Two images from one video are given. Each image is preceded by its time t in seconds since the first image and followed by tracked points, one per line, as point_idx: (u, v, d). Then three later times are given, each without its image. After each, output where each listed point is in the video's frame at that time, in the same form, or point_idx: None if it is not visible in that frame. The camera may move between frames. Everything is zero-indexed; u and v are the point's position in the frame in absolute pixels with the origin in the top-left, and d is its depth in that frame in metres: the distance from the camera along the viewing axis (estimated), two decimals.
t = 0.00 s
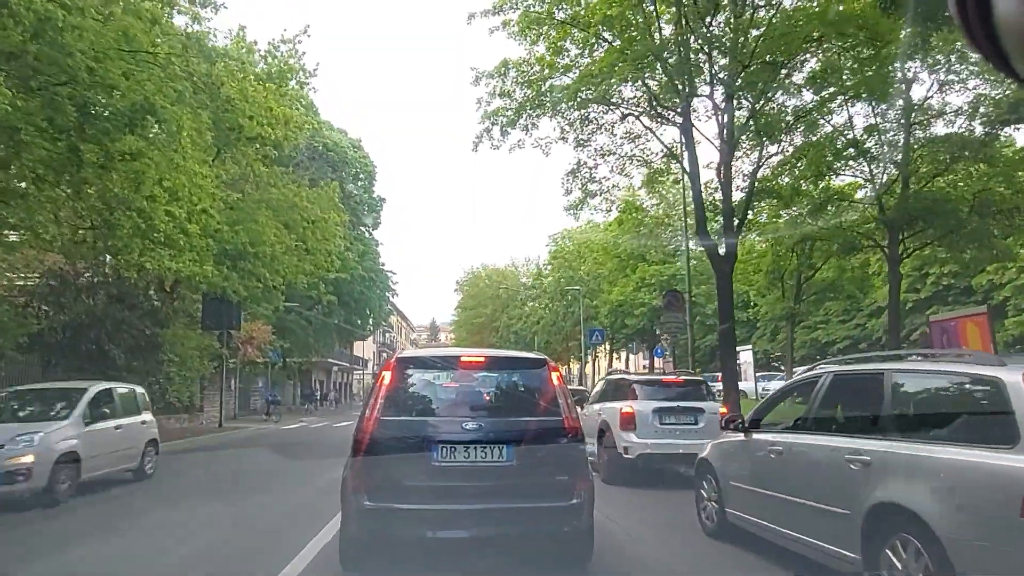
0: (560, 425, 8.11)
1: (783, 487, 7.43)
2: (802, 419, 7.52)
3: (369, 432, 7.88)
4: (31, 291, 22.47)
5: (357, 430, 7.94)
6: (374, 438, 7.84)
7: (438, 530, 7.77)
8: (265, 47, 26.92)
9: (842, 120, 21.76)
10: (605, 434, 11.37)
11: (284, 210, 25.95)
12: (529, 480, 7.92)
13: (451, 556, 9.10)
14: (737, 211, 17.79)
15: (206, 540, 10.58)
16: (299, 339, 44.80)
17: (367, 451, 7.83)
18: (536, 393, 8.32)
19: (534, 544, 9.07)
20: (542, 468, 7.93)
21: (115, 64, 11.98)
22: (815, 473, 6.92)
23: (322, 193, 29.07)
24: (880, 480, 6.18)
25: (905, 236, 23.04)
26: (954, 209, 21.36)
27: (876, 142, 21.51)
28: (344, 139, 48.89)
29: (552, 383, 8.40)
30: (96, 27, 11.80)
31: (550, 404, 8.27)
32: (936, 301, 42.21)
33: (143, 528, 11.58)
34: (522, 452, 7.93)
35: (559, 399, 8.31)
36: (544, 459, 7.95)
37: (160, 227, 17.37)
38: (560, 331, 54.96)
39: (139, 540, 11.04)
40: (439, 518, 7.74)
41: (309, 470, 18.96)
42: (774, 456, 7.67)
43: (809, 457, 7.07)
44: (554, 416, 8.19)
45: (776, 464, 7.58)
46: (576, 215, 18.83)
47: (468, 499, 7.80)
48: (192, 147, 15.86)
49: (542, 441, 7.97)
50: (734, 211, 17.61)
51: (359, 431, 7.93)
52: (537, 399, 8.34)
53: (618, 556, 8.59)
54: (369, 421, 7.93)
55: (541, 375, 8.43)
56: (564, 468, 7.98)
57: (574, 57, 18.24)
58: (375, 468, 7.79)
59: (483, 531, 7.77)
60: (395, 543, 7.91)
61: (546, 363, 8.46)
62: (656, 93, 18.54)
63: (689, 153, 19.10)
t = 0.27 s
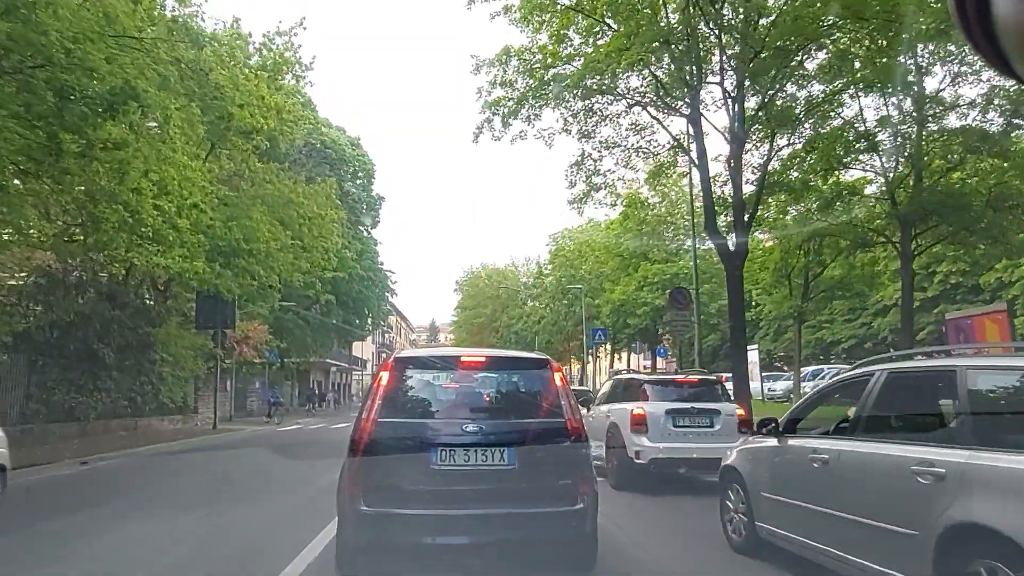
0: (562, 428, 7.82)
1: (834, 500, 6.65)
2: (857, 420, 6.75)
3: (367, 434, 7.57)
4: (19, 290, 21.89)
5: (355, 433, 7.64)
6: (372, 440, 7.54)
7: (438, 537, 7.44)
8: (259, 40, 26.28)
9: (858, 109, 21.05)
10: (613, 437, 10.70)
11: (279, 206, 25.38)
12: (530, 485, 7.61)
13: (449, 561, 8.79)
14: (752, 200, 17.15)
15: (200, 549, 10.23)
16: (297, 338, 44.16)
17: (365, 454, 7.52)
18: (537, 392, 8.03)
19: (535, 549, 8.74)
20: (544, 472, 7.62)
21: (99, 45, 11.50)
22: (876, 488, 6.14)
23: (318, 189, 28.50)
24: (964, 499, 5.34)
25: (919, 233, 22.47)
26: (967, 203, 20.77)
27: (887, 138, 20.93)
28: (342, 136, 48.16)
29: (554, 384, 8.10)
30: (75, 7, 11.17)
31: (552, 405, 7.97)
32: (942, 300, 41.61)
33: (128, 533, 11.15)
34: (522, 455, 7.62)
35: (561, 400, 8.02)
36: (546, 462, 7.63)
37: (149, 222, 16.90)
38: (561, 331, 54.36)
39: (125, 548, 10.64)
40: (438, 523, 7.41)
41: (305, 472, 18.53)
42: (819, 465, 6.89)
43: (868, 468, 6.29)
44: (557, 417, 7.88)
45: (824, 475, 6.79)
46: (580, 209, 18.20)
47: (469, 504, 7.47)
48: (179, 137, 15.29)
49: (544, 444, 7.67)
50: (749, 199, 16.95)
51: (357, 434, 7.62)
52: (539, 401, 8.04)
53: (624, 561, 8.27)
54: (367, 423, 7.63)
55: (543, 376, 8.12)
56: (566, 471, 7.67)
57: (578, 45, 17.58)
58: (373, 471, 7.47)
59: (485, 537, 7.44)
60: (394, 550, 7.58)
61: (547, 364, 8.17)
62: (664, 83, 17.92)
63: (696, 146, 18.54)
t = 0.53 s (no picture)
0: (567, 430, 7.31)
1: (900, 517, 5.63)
2: (921, 423, 5.77)
3: (364, 434, 7.09)
4: (7, 287, 21.31)
5: (351, 434, 7.16)
6: (369, 441, 7.05)
7: (438, 544, 6.93)
8: (254, 32, 25.68)
9: (867, 102, 20.14)
10: (623, 442, 10.09)
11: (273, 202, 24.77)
12: (532, 490, 7.09)
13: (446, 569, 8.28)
14: (762, 193, 16.58)
15: (190, 556, 9.75)
16: (295, 339, 43.53)
17: (361, 456, 7.03)
18: (541, 393, 7.52)
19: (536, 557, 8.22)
20: (548, 476, 7.11)
21: (79, 27, 10.97)
22: (960, 500, 5.13)
23: (314, 186, 27.89)
24: None
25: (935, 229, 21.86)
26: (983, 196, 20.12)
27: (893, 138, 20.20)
28: (341, 134, 47.52)
29: (558, 385, 7.60)
30: None
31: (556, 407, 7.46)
32: (949, 300, 40.97)
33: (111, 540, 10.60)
34: (523, 459, 7.11)
35: (566, 401, 7.51)
36: (550, 466, 7.12)
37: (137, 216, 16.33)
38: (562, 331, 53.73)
39: (112, 553, 10.10)
40: (438, 530, 6.90)
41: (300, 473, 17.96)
42: (876, 477, 5.89)
43: (943, 478, 5.29)
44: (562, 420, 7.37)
45: (885, 488, 5.78)
46: (584, 204, 17.60)
47: (470, 510, 6.96)
48: (168, 126, 14.70)
49: (548, 446, 7.17)
50: (759, 193, 16.37)
51: (353, 435, 7.14)
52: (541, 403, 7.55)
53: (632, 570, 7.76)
54: (364, 424, 7.15)
55: (546, 376, 7.61)
56: (571, 476, 7.16)
57: (582, 33, 16.94)
58: (370, 474, 6.98)
59: (487, 545, 6.93)
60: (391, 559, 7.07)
61: (551, 364, 7.67)
62: (670, 73, 17.32)
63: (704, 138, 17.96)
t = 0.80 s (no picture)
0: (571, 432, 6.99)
1: (977, 536, 4.79)
2: (1000, 429, 4.91)
3: (362, 435, 6.82)
4: None
5: (349, 434, 6.88)
6: (367, 442, 6.78)
7: (438, 550, 6.65)
8: (249, 24, 25.07)
9: (879, 94, 19.39)
10: (633, 446, 9.54)
11: (268, 198, 24.29)
12: (534, 493, 6.79)
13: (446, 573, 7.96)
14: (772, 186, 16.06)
15: (181, 558, 9.33)
16: (292, 339, 42.95)
17: (359, 457, 6.76)
18: (544, 394, 7.16)
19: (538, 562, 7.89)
20: (551, 479, 6.80)
21: (58, 7, 10.41)
22: None
23: (311, 182, 27.39)
24: None
25: (949, 222, 21.34)
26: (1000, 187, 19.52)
27: (904, 132, 19.55)
28: (339, 132, 46.87)
29: (562, 385, 7.24)
30: None
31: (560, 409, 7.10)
32: (956, 299, 40.40)
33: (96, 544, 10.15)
34: (526, 462, 6.80)
35: (570, 402, 7.16)
36: (554, 469, 6.81)
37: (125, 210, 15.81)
38: (563, 331, 53.17)
39: (102, 555, 9.75)
40: (437, 536, 6.63)
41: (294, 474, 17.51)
42: (945, 489, 5.06)
43: None
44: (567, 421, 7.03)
45: (958, 502, 4.94)
46: (588, 198, 17.02)
47: (470, 515, 6.67)
48: (155, 116, 14.13)
49: (551, 449, 6.85)
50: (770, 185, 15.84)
51: (351, 435, 6.86)
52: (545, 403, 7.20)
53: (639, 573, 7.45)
54: (362, 424, 6.87)
55: (549, 376, 7.25)
56: (575, 479, 6.84)
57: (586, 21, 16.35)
58: (367, 476, 6.71)
59: (489, 550, 6.65)
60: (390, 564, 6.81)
61: (553, 363, 7.30)
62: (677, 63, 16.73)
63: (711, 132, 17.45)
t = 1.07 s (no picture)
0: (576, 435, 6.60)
1: None
2: None
3: (358, 436, 6.41)
4: None
5: (344, 436, 6.47)
6: (363, 444, 6.36)
7: (437, 558, 6.27)
8: (244, 15, 24.51)
9: (890, 86, 18.66)
10: (645, 449, 9.02)
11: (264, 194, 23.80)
12: (537, 499, 6.39)
13: None
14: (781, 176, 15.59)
15: (168, 562, 8.85)
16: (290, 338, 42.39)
17: (355, 460, 6.34)
18: (547, 394, 6.77)
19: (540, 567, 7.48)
20: (555, 484, 6.41)
21: None
22: None
23: (308, 178, 26.87)
24: None
25: (962, 216, 20.83)
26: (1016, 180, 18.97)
27: (917, 123, 18.99)
28: (338, 130, 46.28)
29: (565, 386, 6.85)
30: None
31: (564, 410, 6.71)
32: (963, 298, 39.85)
33: (77, 550, 9.66)
34: (528, 466, 6.40)
35: (574, 404, 6.77)
36: (558, 473, 6.43)
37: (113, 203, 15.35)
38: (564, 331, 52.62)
39: (87, 556, 9.32)
40: (437, 544, 6.23)
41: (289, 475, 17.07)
42: None
43: None
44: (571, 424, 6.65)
45: None
46: (592, 191, 16.47)
47: (471, 522, 6.27)
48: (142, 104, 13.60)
49: (556, 452, 6.46)
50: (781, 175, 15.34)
51: (346, 437, 6.45)
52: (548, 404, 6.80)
53: None
54: (358, 425, 6.46)
55: (552, 375, 6.85)
56: (580, 484, 6.45)
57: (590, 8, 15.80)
58: (364, 481, 6.29)
59: (490, 558, 6.28)
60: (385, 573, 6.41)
61: (557, 363, 6.91)
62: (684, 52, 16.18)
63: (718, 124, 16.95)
